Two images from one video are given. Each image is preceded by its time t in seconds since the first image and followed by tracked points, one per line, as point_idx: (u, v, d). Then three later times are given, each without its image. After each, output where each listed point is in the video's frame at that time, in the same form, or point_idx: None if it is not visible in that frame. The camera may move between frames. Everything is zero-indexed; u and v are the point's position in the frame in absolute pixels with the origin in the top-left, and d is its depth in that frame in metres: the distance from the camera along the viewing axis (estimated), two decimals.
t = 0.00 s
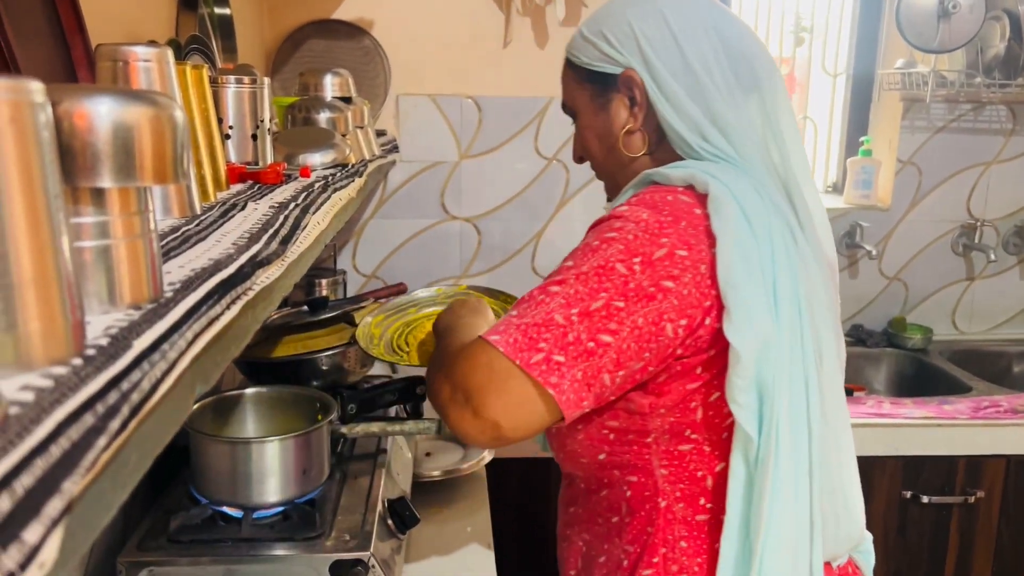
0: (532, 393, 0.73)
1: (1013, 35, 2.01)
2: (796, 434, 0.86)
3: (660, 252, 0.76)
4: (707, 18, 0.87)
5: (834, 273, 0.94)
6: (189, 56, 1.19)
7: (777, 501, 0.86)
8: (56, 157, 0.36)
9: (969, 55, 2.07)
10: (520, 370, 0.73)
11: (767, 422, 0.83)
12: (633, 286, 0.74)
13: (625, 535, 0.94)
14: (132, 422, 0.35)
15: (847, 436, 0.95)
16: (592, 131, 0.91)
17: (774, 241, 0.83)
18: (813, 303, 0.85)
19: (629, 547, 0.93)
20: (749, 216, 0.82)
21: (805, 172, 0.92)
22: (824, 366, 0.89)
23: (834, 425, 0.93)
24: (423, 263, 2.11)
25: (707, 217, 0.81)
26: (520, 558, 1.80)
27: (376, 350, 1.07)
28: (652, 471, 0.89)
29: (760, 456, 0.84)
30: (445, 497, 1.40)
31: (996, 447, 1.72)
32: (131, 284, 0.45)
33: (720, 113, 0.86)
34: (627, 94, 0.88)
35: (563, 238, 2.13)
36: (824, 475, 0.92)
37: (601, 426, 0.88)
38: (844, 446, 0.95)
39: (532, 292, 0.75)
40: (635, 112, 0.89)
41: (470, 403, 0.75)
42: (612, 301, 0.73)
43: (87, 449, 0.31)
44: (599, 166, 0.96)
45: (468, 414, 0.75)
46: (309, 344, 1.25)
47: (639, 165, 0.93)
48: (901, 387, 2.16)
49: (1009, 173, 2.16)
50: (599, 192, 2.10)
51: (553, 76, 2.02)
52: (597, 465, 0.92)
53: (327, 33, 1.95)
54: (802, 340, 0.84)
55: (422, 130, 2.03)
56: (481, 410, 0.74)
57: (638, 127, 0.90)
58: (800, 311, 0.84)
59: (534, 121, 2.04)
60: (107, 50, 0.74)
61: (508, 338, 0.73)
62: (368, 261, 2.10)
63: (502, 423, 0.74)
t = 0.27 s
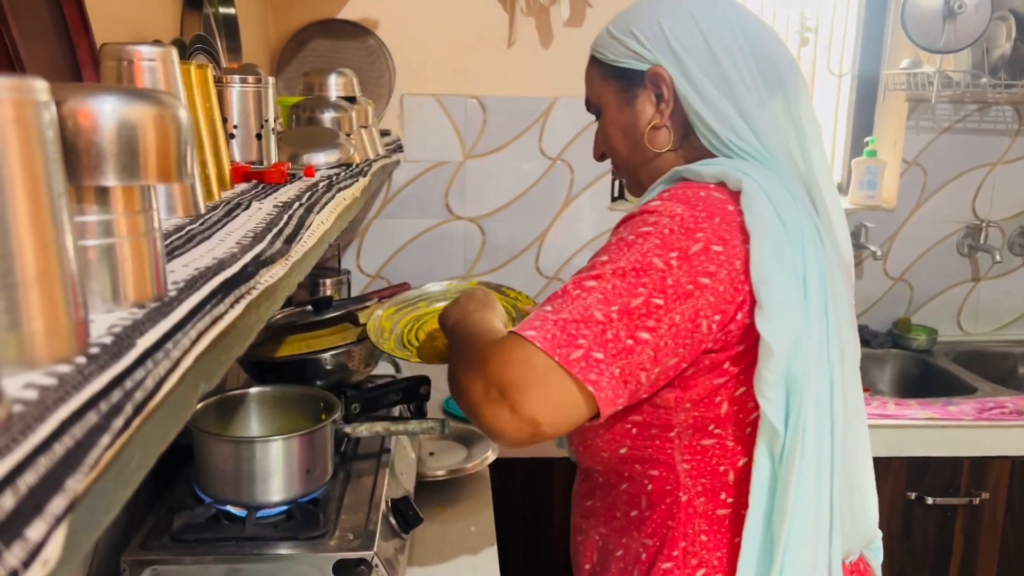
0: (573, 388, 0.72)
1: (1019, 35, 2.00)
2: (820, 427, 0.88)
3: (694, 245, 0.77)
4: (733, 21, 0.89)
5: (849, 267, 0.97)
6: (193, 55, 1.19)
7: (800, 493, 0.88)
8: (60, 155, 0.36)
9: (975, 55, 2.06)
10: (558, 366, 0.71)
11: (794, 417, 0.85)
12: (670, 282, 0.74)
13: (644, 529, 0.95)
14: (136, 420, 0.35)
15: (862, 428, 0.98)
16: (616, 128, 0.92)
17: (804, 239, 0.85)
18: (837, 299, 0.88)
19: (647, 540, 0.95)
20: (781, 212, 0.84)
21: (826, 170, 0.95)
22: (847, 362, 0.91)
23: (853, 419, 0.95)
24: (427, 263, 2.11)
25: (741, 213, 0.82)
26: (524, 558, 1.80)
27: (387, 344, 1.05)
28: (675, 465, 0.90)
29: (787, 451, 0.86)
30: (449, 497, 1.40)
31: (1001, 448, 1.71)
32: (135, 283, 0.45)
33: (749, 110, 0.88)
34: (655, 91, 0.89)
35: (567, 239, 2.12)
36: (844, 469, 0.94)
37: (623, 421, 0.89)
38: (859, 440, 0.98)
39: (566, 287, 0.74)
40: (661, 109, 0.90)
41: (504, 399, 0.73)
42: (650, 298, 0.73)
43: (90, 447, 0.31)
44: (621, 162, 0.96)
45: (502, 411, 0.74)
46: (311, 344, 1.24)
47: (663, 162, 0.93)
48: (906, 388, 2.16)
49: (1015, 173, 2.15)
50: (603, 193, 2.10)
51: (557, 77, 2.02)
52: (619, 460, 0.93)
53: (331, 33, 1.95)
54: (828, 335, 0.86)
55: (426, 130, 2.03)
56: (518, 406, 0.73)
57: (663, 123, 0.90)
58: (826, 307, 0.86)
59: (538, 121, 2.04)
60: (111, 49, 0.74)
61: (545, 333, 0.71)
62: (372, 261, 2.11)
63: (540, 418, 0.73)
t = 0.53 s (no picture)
0: (596, 383, 0.72)
1: None
2: (837, 422, 0.89)
3: (715, 243, 0.77)
4: (752, 16, 0.89)
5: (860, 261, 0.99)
6: (200, 53, 1.20)
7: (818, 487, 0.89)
8: (71, 147, 0.36)
9: (980, 55, 2.06)
10: (582, 360, 0.71)
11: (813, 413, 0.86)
12: (693, 277, 0.75)
13: (659, 525, 0.96)
14: (146, 412, 0.36)
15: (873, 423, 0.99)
16: (632, 124, 0.92)
17: (823, 236, 0.86)
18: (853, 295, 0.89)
19: (662, 536, 0.95)
20: (801, 211, 0.85)
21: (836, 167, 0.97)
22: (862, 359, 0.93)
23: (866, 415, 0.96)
24: (431, 262, 2.11)
25: (762, 210, 0.83)
26: (528, 556, 1.80)
27: (394, 334, 1.04)
28: (692, 460, 0.91)
29: (805, 446, 0.87)
30: (454, 494, 1.41)
31: (1006, 448, 1.71)
32: (144, 276, 0.45)
33: (767, 110, 0.89)
34: (673, 88, 0.89)
35: (571, 237, 2.12)
36: (859, 465, 0.96)
37: (640, 418, 0.90)
38: (871, 435, 0.99)
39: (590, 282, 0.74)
40: (678, 105, 0.90)
41: (527, 394, 0.72)
42: (674, 294, 0.74)
43: (101, 438, 0.31)
44: (634, 158, 0.96)
45: (525, 407, 0.73)
46: (317, 340, 1.25)
47: (679, 159, 0.94)
48: (910, 387, 2.16)
49: (1020, 172, 2.15)
50: (607, 192, 2.10)
51: (561, 75, 2.02)
52: (634, 455, 0.94)
53: (336, 31, 1.96)
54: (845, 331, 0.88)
55: (431, 129, 2.03)
56: (541, 401, 0.72)
57: (681, 120, 0.91)
58: (844, 304, 0.87)
59: (542, 120, 2.04)
60: (119, 46, 0.74)
61: (568, 328, 0.71)
62: (377, 259, 2.11)
63: (563, 414, 0.72)
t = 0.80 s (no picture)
0: (592, 367, 0.72)
1: None
2: (844, 420, 0.89)
3: (722, 234, 0.78)
4: (764, 17, 0.90)
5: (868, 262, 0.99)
6: (203, 52, 1.20)
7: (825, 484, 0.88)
8: (78, 143, 0.36)
9: (983, 55, 2.06)
10: (579, 344, 0.71)
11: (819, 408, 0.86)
12: (697, 267, 0.75)
13: (665, 525, 0.96)
14: (152, 408, 0.36)
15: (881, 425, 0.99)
16: (641, 121, 0.92)
17: (830, 230, 0.86)
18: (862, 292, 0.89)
19: (668, 535, 0.96)
20: (810, 207, 0.85)
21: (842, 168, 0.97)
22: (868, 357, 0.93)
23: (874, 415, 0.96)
24: (434, 260, 2.12)
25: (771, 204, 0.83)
26: (530, 555, 1.80)
27: (394, 345, 1.03)
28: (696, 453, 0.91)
29: (812, 442, 0.87)
30: (456, 493, 1.41)
31: (1008, 448, 1.71)
32: (149, 273, 0.45)
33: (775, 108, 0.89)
34: (686, 85, 0.89)
35: (573, 236, 2.13)
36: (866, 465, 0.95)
37: (647, 413, 0.90)
38: (879, 436, 0.99)
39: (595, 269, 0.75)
40: (691, 103, 0.90)
41: (523, 373, 0.73)
42: (676, 282, 0.74)
43: (108, 432, 0.31)
44: (641, 154, 0.96)
45: (520, 385, 0.73)
46: (320, 339, 1.25)
47: (688, 157, 0.94)
48: (913, 387, 2.16)
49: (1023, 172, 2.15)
50: (610, 191, 2.10)
51: (564, 74, 2.02)
52: (640, 453, 0.94)
53: (339, 30, 1.96)
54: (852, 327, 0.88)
55: (434, 128, 2.03)
56: (536, 380, 0.73)
57: (693, 117, 0.91)
58: (851, 300, 0.87)
59: (545, 119, 2.04)
60: (124, 43, 0.74)
61: (567, 311, 0.72)
62: (379, 258, 2.11)
63: (557, 395, 0.73)
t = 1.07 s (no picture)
0: (572, 350, 0.72)
1: None
2: (836, 418, 0.89)
3: (710, 227, 0.77)
4: (763, 18, 0.91)
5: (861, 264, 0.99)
6: (205, 50, 1.20)
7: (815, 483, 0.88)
8: (81, 138, 0.36)
9: (985, 55, 2.05)
10: (560, 326, 0.71)
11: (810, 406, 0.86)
12: (684, 257, 0.75)
13: (656, 527, 0.96)
14: (156, 402, 0.36)
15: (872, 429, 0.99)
16: (636, 120, 0.91)
17: (822, 226, 0.86)
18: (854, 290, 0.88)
19: (660, 537, 0.96)
20: (802, 206, 0.84)
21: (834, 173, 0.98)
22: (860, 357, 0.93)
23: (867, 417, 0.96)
24: (435, 259, 2.12)
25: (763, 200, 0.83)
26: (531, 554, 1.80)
27: (380, 356, 1.02)
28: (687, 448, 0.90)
29: (803, 437, 0.87)
30: (457, 491, 1.41)
31: (1009, 448, 1.71)
32: (152, 269, 0.45)
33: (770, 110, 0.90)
34: (682, 84, 0.88)
35: (575, 235, 2.13)
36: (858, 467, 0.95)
37: (637, 411, 0.90)
38: (872, 438, 0.98)
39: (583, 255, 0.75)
40: (687, 102, 0.89)
41: (501, 350, 0.72)
42: (661, 271, 0.74)
43: (112, 426, 0.31)
44: (631, 153, 0.96)
45: (498, 361, 0.73)
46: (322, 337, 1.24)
47: (681, 157, 0.94)
48: (913, 387, 2.16)
49: None
50: (611, 190, 2.10)
51: (565, 74, 2.02)
52: (630, 454, 0.94)
53: (341, 29, 1.96)
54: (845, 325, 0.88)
55: (435, 127, 2.03)
56: (513, 359, 0.72)
57: (689, 117, 0.90)
58: (844, 297, 0.87)
59: (546, 118, 2.04)
60: (127, 40, 0.74)
61: (550, 293, 0.72)
62: (380, 257, 2.11)
63: (535, 375, 0.72)
